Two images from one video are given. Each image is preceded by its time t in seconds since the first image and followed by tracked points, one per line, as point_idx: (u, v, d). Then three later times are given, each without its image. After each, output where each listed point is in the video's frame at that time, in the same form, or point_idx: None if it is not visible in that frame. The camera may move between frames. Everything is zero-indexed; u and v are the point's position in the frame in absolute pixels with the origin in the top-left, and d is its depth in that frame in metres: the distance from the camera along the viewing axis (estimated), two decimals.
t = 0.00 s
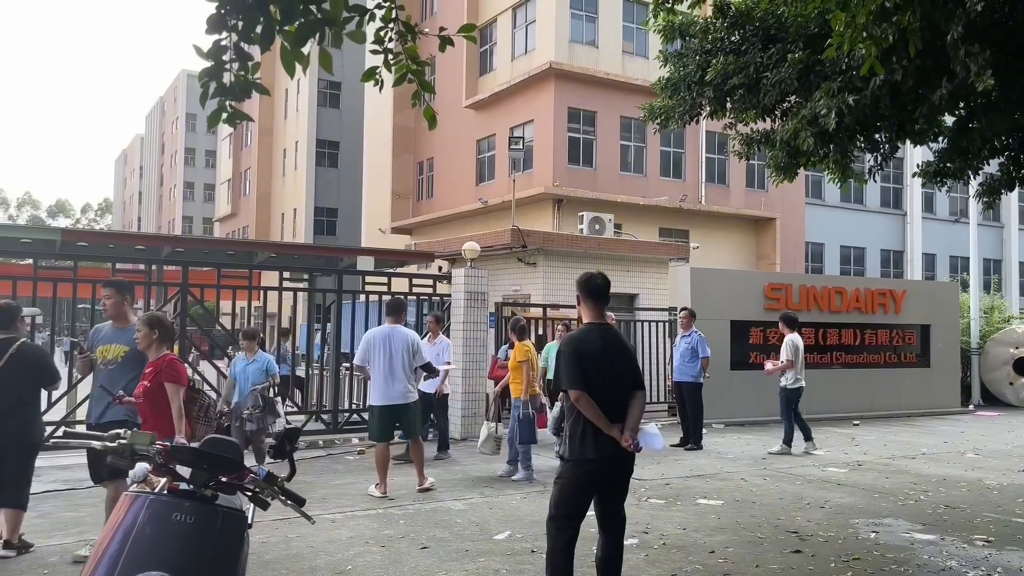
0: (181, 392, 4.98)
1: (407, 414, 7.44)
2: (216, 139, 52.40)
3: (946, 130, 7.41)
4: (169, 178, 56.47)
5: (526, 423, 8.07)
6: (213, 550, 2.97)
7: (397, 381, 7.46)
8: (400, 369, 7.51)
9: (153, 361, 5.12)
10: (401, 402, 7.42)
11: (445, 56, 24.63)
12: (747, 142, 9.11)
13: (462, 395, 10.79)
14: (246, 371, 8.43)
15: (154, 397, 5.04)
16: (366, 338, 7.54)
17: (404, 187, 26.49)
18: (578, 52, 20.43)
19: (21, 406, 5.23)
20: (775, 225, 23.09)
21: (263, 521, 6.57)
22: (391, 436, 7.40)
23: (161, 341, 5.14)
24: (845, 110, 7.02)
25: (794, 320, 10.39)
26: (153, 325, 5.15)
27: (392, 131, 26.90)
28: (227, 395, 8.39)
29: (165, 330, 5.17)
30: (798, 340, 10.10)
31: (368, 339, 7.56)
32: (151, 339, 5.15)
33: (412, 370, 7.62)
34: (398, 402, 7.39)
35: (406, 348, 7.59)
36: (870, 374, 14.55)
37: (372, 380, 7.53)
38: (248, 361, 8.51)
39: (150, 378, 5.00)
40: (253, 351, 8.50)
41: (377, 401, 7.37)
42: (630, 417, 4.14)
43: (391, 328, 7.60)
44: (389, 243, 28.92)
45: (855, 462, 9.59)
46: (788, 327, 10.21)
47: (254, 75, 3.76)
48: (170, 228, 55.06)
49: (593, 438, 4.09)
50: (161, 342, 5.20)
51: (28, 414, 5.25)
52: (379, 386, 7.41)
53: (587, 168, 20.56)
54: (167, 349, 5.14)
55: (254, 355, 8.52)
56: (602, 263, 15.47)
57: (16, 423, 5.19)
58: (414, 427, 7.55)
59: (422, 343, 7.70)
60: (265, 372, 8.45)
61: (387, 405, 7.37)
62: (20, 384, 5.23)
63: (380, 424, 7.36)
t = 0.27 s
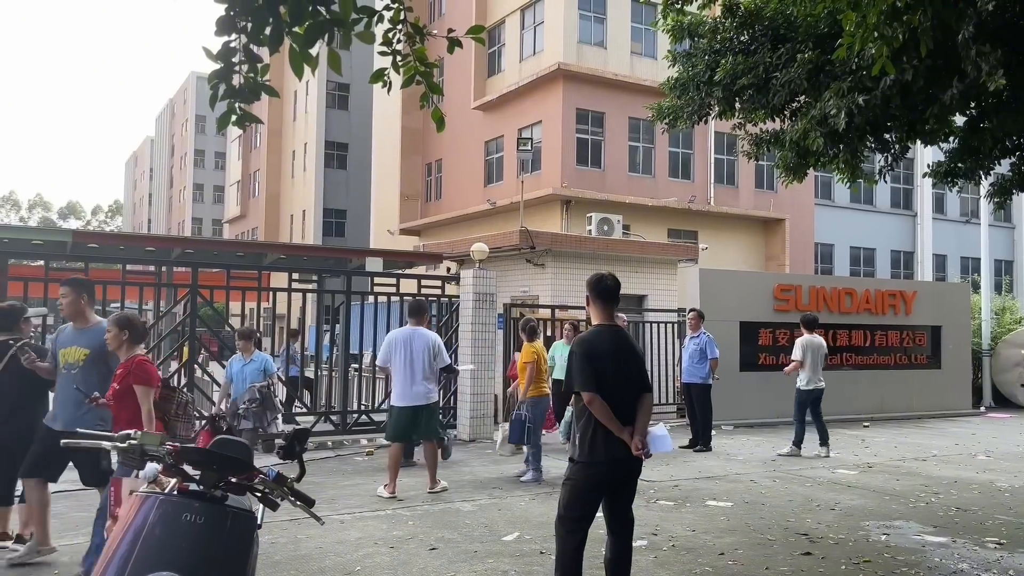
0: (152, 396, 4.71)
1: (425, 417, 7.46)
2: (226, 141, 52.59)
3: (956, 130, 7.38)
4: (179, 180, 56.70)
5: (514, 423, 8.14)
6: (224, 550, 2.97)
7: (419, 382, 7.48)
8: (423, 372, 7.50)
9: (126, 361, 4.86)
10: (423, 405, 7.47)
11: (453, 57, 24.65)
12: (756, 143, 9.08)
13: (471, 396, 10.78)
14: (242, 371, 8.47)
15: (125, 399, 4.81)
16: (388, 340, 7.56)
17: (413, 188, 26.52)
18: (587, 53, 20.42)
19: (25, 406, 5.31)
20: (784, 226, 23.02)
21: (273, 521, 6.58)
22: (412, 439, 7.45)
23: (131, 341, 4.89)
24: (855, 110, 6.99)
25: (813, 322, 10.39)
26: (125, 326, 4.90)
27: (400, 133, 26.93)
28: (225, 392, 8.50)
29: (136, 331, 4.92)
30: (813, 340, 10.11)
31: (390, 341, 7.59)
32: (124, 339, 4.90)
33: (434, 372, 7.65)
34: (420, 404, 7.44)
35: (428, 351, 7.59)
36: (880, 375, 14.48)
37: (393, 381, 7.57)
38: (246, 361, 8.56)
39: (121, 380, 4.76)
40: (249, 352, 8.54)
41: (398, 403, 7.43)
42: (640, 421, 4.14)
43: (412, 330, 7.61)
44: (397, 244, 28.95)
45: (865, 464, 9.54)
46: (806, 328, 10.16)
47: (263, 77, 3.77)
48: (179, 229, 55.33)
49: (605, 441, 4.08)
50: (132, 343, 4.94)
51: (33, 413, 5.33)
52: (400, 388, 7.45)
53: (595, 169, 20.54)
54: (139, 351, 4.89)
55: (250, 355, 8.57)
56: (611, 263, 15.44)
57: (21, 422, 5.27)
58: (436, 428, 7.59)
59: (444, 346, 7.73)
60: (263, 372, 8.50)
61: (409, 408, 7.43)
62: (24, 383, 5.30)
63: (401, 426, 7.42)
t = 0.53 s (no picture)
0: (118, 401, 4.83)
1: (447, 417, 7.46)
2: (237, 142, 52.82)
3: (970, 130, 7.33)
4: (190, 182, 56.98)
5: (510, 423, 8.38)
6: (237, 549, 2.99)
7: (443, 382, 7.52)
8: (447, 371, 7.55)
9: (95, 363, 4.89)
10: (446, 404, 7.48)
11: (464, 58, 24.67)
12: (768, 142, 9.04)
13: (481, 397, 10.78)
14: (245, 374, 8.53)
15: (92, 401, 4.89)
16: (413, 339, 7.64)
17: (423, 190, 26.56)
18: (597, 54, 20.41)
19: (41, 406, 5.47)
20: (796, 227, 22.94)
21: (285, 521, 6.61)
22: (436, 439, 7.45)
23: (103, 344, 4.90)
24: (868, 110, 6.95)
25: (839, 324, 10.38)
26: (97, 329, 4.88)
27: (411, 134, 26.98)
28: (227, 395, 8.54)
29: (109, 333, 4.92)
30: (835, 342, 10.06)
31: (416, 340, 7.67)
32: (95, 341, 4.90)
33: (458, 373, 7.68)
34: (443, 404, 7.46)
35: (453, 351, 7.65)
36: (893, 377, 14.40)
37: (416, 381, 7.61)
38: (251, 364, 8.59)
39: (86, 384, 4.84)
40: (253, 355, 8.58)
41: (421, 402, 7.46)
42: (653, 423, 4.13)
43: (438, 331, 7.68)
44: (408, 246, 29.01)
45: (878, 466, 9.48)
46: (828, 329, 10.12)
47: (275, 76, 3.79)
48: (192, 231, 55.62)
49: (619, 444, 4.07)
50: (103, 344, 4.93)
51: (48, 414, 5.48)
52: (423, 386, 7.49)
53: (606, 170, 20.53)
54: (111, 355, 4.92)
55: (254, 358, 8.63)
56: (622, 264, 15.41)
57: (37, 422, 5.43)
58: (459, 428, 7.58)
59: (469, 347, 7.77)
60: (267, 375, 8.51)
61: (432, 406, 7.45)
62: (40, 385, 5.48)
63: (423, 424, 7.45)
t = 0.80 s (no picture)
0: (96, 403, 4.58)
1: (463, 417, 7.48)
2: (250, 144, 53.06)
3: (987, 129, 7.26)
4: (204, 184, 57.29)
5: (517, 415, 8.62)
6: (253, 550, 2.99)
7: (461, 383, 7.52)
8: (466, 372, 7.55)
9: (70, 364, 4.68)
10: (463, 405, 7.51)
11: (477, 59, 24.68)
12: (783, 142, 8.98)
13: (494, 398, 10.77)
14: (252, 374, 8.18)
15: (71, 404, 4.66)
16: (434, 339, 7.58)
17: (436, 191, 26.60)
18: (610, 54, 20.37)
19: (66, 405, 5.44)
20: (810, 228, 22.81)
21: (299, 522, 6.62)
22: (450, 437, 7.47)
23: (78, 344, 4.71)
24: (884, 109, 6.90)
25: (860, 326, 10.36)
26: (73, 328, 4.71)
27: (423, 136, 27.02)
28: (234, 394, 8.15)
29: (86, 332, 4.74)
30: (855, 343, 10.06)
31: (435, 341, 7.62)
32: (73, 341, 4.71)
33: (475, 373, 7.67)
34: (458, 404, 7.48)
35: (472, 351, 7.64)
36: (909, 379, 14.29)
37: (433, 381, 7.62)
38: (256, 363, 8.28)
39: (65, 386, 4.64)
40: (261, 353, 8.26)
41: (438, 401, 7.48)
42: (669, 425, 4.11)
43: (457, 332, 7.63)
44: (420, 247, 29.05)
45: (894, 468, 9.41)
46: (850, 329, 10.07)
47: (291, 77, 3.80)
48: (206, 232, 56.00)
49: (635, 446, 4.05)
50: (81, 344, 4.73)
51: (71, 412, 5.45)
52: (440, 386, 7.50)
53: (619, 171, 20.48)
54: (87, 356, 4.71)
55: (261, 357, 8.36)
56: (635, 265, 15.36)
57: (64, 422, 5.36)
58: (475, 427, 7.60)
59: (487, 347, 7.73)
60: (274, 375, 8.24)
61: (448, 407, 7.48)
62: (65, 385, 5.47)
63: (440, 424, 7.49)
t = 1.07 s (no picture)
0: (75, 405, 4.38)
1: (478, 418, 7.48)
2: (265, 146, 53.35)
3: (1007, 129, 7.19)
4: (219, 186, 57.65)
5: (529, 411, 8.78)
6: (271, 551, 3.00)
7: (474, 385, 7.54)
8: (479, 373, 7.57)
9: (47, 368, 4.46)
10: (476, 406, 7.52)
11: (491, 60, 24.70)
12: (799, 143, 8.93)
13: (508, 399, 10.77)
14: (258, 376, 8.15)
15: (49, 410, 4.42)
16: (445, 342, 7.59)
17: (449, 192, 26.63)
18: (624, 55, 20.33)
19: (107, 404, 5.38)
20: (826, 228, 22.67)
21: (314, 523, 6.64)
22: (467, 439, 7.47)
23: (58, 349, 4.54)
24: (902, 109, 6.85)
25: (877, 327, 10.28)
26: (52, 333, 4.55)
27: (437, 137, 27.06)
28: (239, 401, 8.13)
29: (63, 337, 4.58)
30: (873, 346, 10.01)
31: (446, 344, 7.62)
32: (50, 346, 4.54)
33: (488, 374, 7.67)
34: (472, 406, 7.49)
35: (483, 354, 7.62)
36: (926, 381, 14.17)
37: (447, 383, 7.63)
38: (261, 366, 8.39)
39: (44, 391, 4.42)
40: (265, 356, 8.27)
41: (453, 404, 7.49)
42: (684, 427, 4.10)
43: (469, 334, 7.63)
44: (433, 248, 29.10)
45: (912, 470, 9.33)
46: (866, 331, 10.02)
47: (310, 81, 3.82)
48: (221, 234, 56.32)
49: (650, 448, 4.03)
50: (59, 350, 4.56)
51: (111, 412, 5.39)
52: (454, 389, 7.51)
53: (633, 172, 20.44)
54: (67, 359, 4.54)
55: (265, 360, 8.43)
56: (650, 266, 15.32)
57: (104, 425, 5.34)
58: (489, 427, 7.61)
59: (498, 348, 7.74)
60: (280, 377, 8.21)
61: (462, 409, 7.49)
62: (106, 383, 5.39)
63: (455, 426, 7.49)
